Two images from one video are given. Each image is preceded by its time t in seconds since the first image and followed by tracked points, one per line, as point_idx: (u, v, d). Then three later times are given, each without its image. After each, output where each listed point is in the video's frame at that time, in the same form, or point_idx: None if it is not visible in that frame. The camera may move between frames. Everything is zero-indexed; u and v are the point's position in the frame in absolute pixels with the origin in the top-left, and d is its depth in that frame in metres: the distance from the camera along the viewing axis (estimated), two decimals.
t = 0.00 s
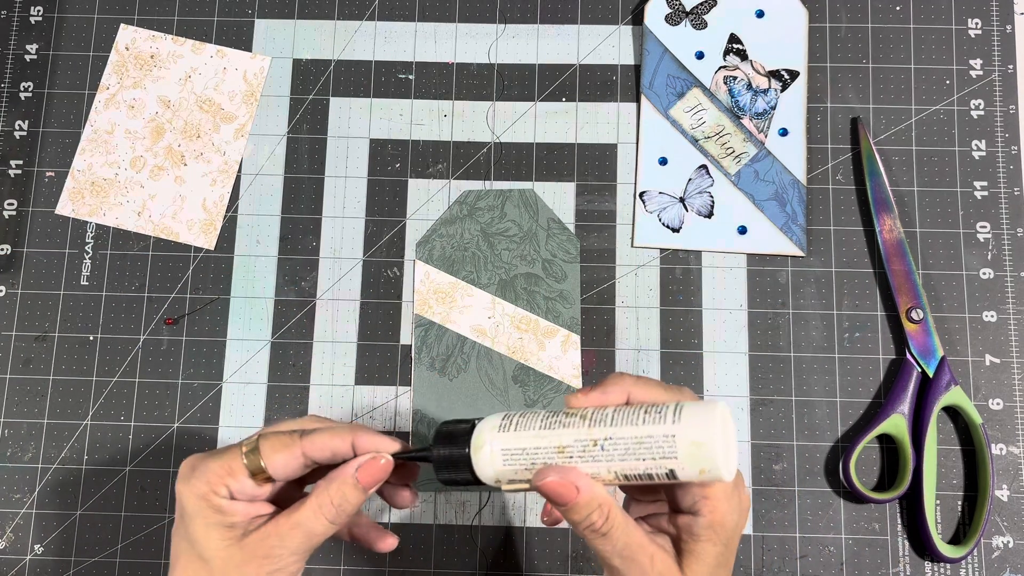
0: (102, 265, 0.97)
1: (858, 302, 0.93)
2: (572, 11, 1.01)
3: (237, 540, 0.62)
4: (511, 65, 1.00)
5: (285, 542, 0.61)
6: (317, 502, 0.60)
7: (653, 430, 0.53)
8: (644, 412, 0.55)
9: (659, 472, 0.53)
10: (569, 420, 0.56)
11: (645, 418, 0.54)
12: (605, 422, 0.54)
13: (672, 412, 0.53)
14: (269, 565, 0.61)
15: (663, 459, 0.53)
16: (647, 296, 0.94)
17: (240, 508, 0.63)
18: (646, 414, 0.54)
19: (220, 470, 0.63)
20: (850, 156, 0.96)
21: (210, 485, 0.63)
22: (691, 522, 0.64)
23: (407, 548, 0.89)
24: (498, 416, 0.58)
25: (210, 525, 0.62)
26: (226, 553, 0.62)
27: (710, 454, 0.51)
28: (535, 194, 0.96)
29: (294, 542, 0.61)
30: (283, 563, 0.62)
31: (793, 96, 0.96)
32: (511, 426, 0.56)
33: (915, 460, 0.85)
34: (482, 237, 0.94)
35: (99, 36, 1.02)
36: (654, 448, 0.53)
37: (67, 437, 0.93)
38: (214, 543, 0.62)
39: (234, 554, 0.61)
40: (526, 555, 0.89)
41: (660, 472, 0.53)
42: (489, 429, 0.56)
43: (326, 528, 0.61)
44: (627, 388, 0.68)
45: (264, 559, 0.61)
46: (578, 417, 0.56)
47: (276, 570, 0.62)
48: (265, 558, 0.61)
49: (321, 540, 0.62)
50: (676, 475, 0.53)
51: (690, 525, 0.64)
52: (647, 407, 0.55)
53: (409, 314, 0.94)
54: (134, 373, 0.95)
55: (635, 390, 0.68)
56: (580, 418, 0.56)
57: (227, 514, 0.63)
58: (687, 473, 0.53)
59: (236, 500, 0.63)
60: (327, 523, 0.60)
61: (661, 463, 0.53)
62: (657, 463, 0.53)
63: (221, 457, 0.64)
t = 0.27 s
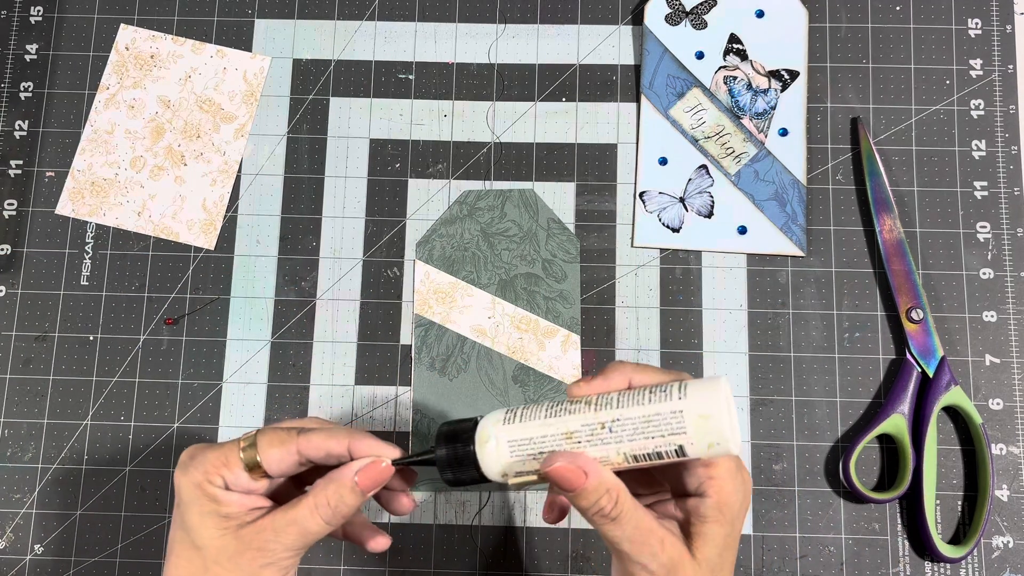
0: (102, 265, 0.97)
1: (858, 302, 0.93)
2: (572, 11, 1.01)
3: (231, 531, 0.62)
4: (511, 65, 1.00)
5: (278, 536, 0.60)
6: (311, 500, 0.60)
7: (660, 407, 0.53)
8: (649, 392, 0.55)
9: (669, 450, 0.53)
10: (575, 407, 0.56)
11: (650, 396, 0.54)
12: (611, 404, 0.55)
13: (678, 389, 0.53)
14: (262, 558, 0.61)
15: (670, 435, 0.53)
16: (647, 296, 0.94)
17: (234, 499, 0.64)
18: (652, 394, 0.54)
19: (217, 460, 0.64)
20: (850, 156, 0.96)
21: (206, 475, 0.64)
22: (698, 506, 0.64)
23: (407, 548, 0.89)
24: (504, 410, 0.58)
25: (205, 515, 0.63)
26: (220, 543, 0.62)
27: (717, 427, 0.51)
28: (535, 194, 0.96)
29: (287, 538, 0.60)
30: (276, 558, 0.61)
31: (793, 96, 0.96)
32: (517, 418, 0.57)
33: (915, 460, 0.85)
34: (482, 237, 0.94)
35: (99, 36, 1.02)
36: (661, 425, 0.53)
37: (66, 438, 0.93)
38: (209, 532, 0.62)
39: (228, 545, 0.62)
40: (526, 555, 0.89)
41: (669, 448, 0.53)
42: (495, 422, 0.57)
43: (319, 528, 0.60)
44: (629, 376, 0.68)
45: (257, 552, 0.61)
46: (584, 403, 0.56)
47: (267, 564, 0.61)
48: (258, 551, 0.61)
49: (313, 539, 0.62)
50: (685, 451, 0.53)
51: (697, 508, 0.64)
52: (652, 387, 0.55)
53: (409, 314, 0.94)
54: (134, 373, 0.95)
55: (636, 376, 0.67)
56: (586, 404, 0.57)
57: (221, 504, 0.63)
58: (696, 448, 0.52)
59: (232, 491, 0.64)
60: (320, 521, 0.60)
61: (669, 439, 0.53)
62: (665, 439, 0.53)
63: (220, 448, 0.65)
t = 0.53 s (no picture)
0: (102, 265, 0.97)
1: (858, 302, 0.93)
2: (572, 11, 1.01)
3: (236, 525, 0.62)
4: (511, 65, 1.00)
5: (282, 535, 0.60)
6: (316, 509, 0.59)
7: (666, 394, 0.54)
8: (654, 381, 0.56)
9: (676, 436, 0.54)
10: (581, 400, 0.56)
11: (656, 385, 0.55)
12: (617, 395, 0.55)
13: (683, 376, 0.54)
14: (265, 555, 0.61)
15: (677, 421, 0.53)
16: (647, 296, 0.94)
17: (240, 492, 0.63)
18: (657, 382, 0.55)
19: (225, 452, 0.64)
20: (850, 156, 0.96)
21: (213, 465, 0.64)
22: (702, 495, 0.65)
23: (407, 548, 0.89)
24: (508, 408, 0.58)
25: (210, 506, 0.62)
26: (225, 536, 0.62)
27: (723, 411, 0.52)
28: (535, 194, 0.96)
29: (290, 539, 0.60)
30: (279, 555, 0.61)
31: (793, 96, 0.97)
32: (523, 414, 0.57)
33: (915, 460, 0.85)
34: (481, 237, 0.94)
35: (99, 36, 1.02)
36: (668, 411, 0.53)
37: (66, 438, 0.93)
38: (214, 524, 0.62)
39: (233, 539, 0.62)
40: (526, 555, 0.89)
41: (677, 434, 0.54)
42: (501, 420, 0.57)
43: (323, 534, 0.60)
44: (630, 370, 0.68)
45: (260, 549, 0.61)
46: (589, 396, 0.57)
47: (269, 562, 0.61)
48: (262, 546, 0.61)
49: (316, 543, 0.61)
50: (692, 436, 0.54)
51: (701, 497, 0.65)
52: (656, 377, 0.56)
53: (409, 314, 0.94)
54: (134, 373, 0.95)
55: (636, 369, 0.68)
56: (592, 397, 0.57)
57: (226, 496, 0.63)
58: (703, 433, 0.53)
59: (238, 484, 0.64)
60: (324, 527, 0.60)
61: (676, 425, 0.53)
62: (672, 425, 0.53)
63: (229, 440, 0.66)
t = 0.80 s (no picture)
0: (102, 265, 0.97)
1: (858, 302, 0.93)
2: (572, 11, 1.01)
3: (245, 523, 0.62)
4: (511, 65, 1.00)
5: (291, 531, 0.60)
6: (321, 507, 0.59)
7: (663, 381, 0.54)
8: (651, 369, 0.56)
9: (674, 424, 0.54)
10: (581, 390, 0.56)
11: (653, 372, 0.55)
12: (616, 384, 0.56)
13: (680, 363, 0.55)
14: (274, 552, 0.61)
15: (675, 407, 0.53)
16: (647, 296, 0.94)
17: (244, 488, 0.63)
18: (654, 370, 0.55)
19: (229, 448, 0.64)
20: (850, 156, 0.96)
21: (217, 463, 0.64)
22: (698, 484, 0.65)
23: (407, 548, 0.89)
24: (509, 399, 0.58)
25: (218, 504, 0.62)
26: (234, 533, 0.62)
27: (721, 397, 0.52)
28: (535, 194, 0.96)
29: (299, 536, 0.60)
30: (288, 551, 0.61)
31: (793, 96, 0.97)
32: (524, 404, 0.57)
33: (915, 460, 0.85)
34: (481, 237, 0.94)
35: (99, 36, 1.02)
36: (667, 398, 0.54)
37: (66, 438, 0.93)
38: (222, 521, 0.62)
39: (242, 536, 0.61)
40: (526, 555, 0.89)
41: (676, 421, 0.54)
42: (502, 410, 0.57)
43: (333, 531, 0.60)
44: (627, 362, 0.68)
45: (270, 546, 0.61)
46: (589, 385, 0.57)
47: (279, 559, 0.61)
48: (272, 544, 0.61)
49: (325, 540, 0.61)
50: (690, 423, 0.54)
51: (698, 485, 0.65)
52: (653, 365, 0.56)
53: (409, 314, 0.94)
54: (134, 373, 0.95)
55: (634, 360, 0.68)
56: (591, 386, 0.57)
57: (232, 494, 0.63)
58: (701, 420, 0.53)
59: (244, 481, 0.64)
60: (334, 525, 0.59)
61: (674, 412, 0.53)
62: (670, 413, 0.54)
63: (232, 437, 0.65)
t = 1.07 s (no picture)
0: (102, 265, 0.97)
1: (858, 302, 0.93)
2: (572, 11, 1.01)
3: (250, 523, 0.62)
4: (511, 65, 1.00)
5: (296, 530, 0.60)
6: (325, 505, 0.59)
7: (660, 376, 0.54)
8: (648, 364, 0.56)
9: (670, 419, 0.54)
10: (578, 385, 0.57)
11: (650, 368, 0.55)
12: (614, 379, 0.56)
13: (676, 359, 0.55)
14: (281, 551, 0.61)
15: (671, 402, 0.54)
16: (647, 296, 0.94)
17: (247, 488, 0.63)
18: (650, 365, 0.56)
19: (231, 447, 0.64)
20: (850, 156, 0.96)
21: (221, 462, 0.63)
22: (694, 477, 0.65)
23: (407, 548, 0.89)
24: (508, 395, 0.58)
25: (222, 503, 0.62)
26: (240, 532, 0.62)
27: (716, 392, 0.53)
28: (535, 194, 0.96)
29: (304, 534, 0.60)
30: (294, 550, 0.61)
31: (793, 96, 0.96)
32: (522, 399, 0.57)
33: (915, 460, 0.85)
34: (482, 237, 0.94)
35: (99, 36, 1.02)
36: (663, 393, 0.54)
37: (66, 438, 0.93)
38: (228, 520, 0.62)
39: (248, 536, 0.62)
40: (526, 555, 0.89)
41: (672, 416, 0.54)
42: (500, 405, 0.57)
43: (339, 528, 0.59)
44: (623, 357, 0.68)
45: (275, 546, 0.61)
46: (586, 381, 0.57)
47: (286, 558, 0.62)
48: (277, 542, 0.61)
49: (331, 538, 0.61)
50: (686, 418, 0.54)
51: (694, 479, 0.65)
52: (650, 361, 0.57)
53: (409, 314, 0.94)
54: (134, 373, 0.95)
55: (631, 356, 0.68)
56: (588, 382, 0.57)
57: (235, 494, 0.62)
58: (697, 415, 0.54)
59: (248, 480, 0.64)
60: (341, 523, 0.59)
61: (670, 407, 0.54)
62: (666, 408, 0.54)
63: (234, 436, 0.65)
